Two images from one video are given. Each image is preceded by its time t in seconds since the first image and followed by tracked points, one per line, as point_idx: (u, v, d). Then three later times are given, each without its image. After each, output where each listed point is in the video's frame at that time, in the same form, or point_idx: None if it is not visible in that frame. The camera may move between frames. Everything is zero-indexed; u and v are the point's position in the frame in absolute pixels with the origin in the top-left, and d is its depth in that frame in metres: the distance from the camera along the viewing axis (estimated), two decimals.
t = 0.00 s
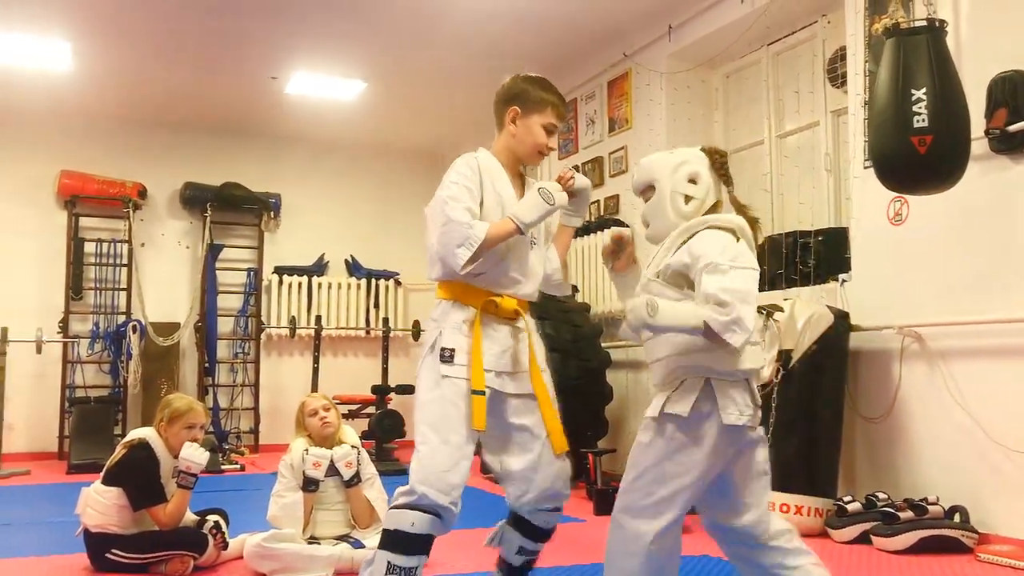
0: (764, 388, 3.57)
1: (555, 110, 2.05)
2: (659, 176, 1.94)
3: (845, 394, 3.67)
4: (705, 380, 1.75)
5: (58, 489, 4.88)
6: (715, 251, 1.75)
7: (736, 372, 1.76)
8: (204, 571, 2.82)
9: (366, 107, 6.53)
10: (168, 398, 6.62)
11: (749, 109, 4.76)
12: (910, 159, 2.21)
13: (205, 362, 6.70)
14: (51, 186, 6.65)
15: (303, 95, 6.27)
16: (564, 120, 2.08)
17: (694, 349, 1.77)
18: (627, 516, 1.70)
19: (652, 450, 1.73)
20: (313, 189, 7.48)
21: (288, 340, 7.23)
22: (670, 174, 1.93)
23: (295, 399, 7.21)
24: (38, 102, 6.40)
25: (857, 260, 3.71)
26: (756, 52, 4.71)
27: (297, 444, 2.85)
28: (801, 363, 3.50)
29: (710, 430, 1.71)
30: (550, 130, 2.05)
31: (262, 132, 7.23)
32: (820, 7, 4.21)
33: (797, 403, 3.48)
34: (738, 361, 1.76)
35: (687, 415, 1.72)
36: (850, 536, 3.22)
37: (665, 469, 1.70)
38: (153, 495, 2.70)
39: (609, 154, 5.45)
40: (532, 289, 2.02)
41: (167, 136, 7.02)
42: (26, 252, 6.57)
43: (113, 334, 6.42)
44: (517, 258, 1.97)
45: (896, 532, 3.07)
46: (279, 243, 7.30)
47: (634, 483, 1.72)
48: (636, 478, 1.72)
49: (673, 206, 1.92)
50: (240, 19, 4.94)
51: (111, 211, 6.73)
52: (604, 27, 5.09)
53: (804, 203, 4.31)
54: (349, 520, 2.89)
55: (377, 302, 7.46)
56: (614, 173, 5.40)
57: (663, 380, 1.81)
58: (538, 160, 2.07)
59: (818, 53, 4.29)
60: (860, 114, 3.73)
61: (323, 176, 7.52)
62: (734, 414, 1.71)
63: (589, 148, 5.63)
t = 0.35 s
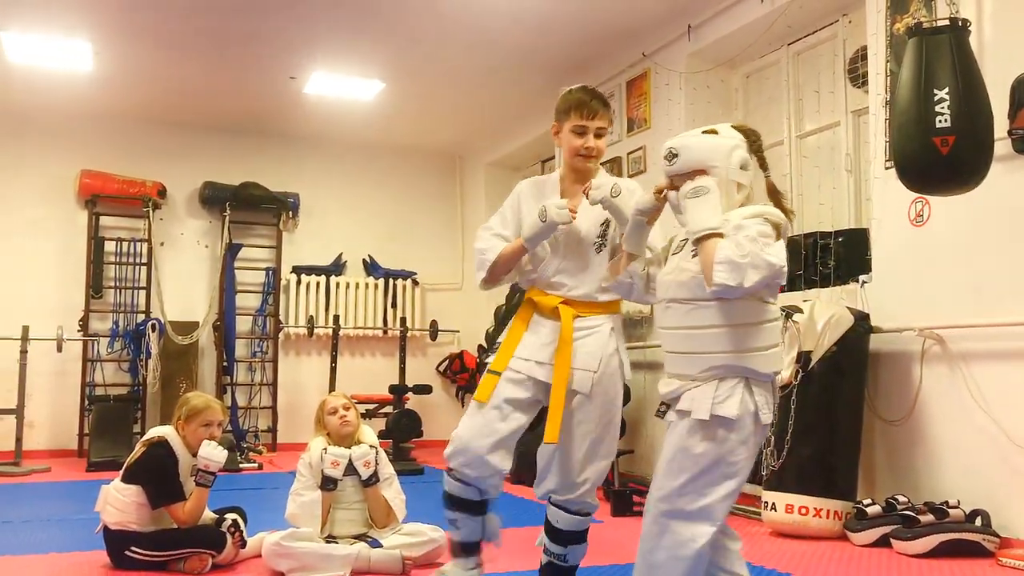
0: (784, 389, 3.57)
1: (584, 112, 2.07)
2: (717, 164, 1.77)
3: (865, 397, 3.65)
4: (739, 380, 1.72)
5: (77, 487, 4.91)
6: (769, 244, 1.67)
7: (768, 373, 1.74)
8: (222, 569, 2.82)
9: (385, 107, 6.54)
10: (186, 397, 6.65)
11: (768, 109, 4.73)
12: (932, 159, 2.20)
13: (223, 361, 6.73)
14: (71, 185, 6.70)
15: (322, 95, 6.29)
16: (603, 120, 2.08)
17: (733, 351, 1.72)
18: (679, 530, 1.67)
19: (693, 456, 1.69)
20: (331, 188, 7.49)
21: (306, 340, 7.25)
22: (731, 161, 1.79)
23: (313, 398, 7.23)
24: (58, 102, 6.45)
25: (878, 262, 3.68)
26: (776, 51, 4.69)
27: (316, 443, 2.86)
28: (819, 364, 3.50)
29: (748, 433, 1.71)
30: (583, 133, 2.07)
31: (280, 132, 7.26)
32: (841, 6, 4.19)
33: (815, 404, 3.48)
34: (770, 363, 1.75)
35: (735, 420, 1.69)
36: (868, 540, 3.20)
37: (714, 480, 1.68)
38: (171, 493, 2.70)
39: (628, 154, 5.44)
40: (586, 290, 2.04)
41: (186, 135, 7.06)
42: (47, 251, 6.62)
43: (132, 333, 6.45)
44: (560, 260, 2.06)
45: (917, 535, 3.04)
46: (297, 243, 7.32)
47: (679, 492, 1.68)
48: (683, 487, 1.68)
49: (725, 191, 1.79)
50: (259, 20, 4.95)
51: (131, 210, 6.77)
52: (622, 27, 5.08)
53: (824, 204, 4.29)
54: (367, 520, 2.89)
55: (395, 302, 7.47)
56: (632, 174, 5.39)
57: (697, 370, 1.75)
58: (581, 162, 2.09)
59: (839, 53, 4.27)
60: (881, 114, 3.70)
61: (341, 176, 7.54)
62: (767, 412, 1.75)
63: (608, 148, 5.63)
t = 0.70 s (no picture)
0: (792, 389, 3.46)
1: (631, 116, 2.33)
2: (779, 152, 1.77)
3: (874, 395, 3.64)
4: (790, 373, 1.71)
5: (86, 483, 4.93)
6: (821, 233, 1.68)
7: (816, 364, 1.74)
8: (230, 566, 2.82)
9: (393, 106, 6.55)
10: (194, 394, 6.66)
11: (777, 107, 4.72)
12: (939, 157, 2.20)
13: (231, 358, 6.75)
14: (81, 183, 6.72)
15: (330, 93, 6.30)
16: (646, 123, 2.32)
17: (785, 342, 1.71)
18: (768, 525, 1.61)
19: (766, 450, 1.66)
20: (339, 186, 7.50)
21: (314, 338, 7.26)
22: (789, 151, 1.79)
23: (321, 396, 7.24)
24: (68, 100, 6.47)
25: (887, 260, 3.68)
26: (784, 49, 4.67)
27: (324, 440, 2.86)
28: (829, 364, 3.45)
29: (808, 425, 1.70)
30: (630, 136, 2.36)
31: (289, 130, 7.27)
32: (850, 3, 4.17)
33: (824, 402, 3.47)
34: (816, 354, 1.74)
35: (794, 413, 1.68)
36: (877, 538, 3.19)
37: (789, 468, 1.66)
38: (180, 489, 2.72)
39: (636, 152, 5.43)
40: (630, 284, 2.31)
41: (195, 133, 7.08)
42: (56, 249, 6.64)
43: (141, 330, 6.47)
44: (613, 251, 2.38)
45: (926, 534, 3.04)
46: (305, 241, 7.33)
47: (759, 488, 1.64)
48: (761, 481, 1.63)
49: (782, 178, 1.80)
50: (267, 18, 4.96)
51: (139, 208, 6.79)
52: (631, 24, 5.07)
53: (833, 202, 4.28)
54: (375, 517, 2.89)
55: (403, 300, 7.48)
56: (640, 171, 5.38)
57: (747, 363, 1.73)
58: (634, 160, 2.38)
59: (848, 50, 4.25)
60: (891, 111, 3.69)
61: (349, 174, 7.54)
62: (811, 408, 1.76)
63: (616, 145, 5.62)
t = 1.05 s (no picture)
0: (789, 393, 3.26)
1: (702, 109, 2.43)
2: (824, 133, 1.74)
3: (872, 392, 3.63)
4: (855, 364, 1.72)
5: (85, 483, 4.93)
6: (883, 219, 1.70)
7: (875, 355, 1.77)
8: (229, 566, 2.83)
9: (392, 104, 6.55)
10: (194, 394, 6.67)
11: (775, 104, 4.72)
12: (934, 153, 2.21)
13: (231, 358, 6.75)
14: (79, 183, 6.72)
15: (328, 92, 6.30)
16: (718, 113, 2.42)
17: (854, 334, 1.71)
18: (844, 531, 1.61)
19: (839, 454, 1.65)
20: (337, 185, 7.50)
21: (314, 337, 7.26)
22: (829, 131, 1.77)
23: (320, 395, 7.24)
24: (66, 100, 6.47)
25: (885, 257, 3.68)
26: (782, 47, 4.67)
27: (323, 440, 2.85)
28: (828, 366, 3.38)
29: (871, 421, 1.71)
30: (703, 129, 2.42)
31: (288, 129, 7.27)
32: (848, 0, 4.17)
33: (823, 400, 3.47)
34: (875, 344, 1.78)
35: (863, 408, 1.68)
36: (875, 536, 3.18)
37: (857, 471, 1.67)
38: (179, 490, 2.71)
39: (634, 150, 5.43)
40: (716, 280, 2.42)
41: (193, 133, 7.07)
42: (55, 249, 6.64)
43: (140, 330, 6.47)
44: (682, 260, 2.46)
45: (924, 531, 3.03)
46: (304, 240, 7.33)
47: (830, 492, 1.64)
48: (834, 485, 1.63)
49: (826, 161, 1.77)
50: (265, 17, 4.96)
51: (138, 207, 6.78)
52: (629, 22, 5.07)
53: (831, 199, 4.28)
54: (374, 516, 2.90)
55: (402, 299, 7.48)
56: (639, 169, 5.38)
57: (817, 355, 1.70)
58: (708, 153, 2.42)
59: (846, 48, 4.25)
60: (888, 109, 3.69)
61: (348, 173, 7.54)
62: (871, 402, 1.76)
63: (614, 143, 5.62)
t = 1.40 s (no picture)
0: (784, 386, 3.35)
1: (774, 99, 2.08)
2: (818, 137, 1.84)
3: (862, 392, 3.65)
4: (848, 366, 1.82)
5: (78, 487, 4.93)
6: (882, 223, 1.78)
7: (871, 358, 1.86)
8: (222, 569, 2.84)
9: (384, 106, 6.56)
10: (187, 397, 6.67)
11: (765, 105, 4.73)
12: (922, 154, 2.23)
13: (224, 361, 6.75)
14: (71, 187, 6.71)
15: (320, 95, 6.30)
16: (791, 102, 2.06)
17: (846, 333, 1.81)
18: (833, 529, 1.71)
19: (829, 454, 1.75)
20: (330, 187, 7.51)
21: (307, 339, 7.26)
22: (824, 132, 1.86)
23: (314, 397, 7.25)
24: (57, 104, 6.46)
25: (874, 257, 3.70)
26: (772, 48, 4.70)
27: (315, 442, 2.85)
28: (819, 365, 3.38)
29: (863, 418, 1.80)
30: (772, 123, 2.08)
31: (280, 132, 7.27)
32: (836, 2, 4.19)
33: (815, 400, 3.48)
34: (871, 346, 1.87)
35: (852, 408, 1.77)
36: (865, 534, 3.20)
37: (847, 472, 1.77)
38: (171, 493, 2.71)
39: (625, 151, 5.45)
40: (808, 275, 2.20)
41: (186, 136, 7.08)
42: (47, 253, 6.63)
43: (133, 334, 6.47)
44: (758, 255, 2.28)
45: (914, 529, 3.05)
46: (297, 243, 7.34)
47: (821, 490, 1.73)
48: (825, 483, 1.73)
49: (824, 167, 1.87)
50: (257, 20, 4.97)
51: (130, 211, 6.78)
52: (620, 24, 5.08)
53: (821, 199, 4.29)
54: (367, 518, 2.91)
55: (395, 301, 7.49)
56: (630, 170, 5.40)
57: (810, 353, 1.81)
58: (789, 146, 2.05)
59: (835, 48, 4.27)
60: (877, 109, 3.71)
61: (340, 176, 7.55)
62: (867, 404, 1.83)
63: (606, 145, 5.63)
